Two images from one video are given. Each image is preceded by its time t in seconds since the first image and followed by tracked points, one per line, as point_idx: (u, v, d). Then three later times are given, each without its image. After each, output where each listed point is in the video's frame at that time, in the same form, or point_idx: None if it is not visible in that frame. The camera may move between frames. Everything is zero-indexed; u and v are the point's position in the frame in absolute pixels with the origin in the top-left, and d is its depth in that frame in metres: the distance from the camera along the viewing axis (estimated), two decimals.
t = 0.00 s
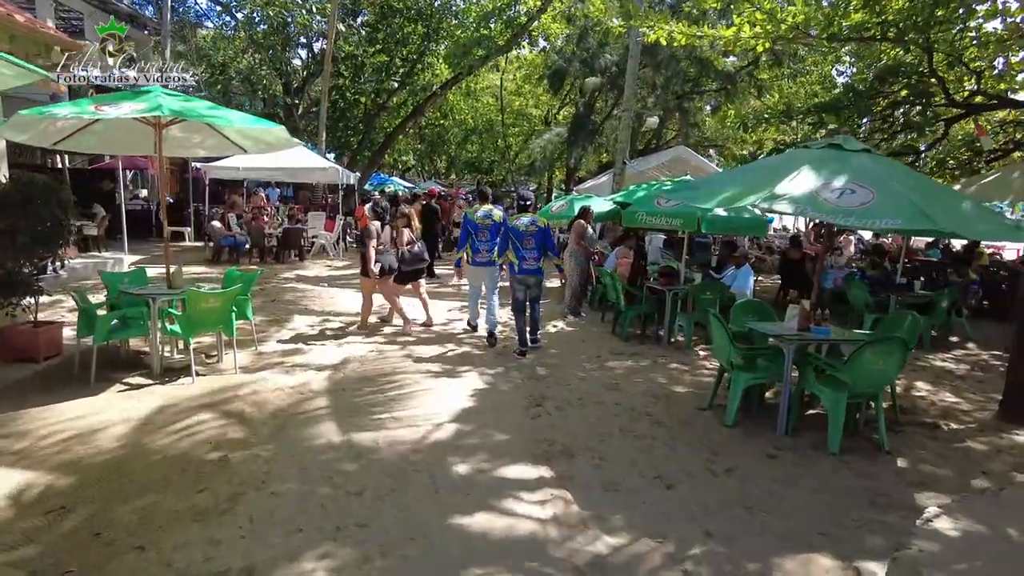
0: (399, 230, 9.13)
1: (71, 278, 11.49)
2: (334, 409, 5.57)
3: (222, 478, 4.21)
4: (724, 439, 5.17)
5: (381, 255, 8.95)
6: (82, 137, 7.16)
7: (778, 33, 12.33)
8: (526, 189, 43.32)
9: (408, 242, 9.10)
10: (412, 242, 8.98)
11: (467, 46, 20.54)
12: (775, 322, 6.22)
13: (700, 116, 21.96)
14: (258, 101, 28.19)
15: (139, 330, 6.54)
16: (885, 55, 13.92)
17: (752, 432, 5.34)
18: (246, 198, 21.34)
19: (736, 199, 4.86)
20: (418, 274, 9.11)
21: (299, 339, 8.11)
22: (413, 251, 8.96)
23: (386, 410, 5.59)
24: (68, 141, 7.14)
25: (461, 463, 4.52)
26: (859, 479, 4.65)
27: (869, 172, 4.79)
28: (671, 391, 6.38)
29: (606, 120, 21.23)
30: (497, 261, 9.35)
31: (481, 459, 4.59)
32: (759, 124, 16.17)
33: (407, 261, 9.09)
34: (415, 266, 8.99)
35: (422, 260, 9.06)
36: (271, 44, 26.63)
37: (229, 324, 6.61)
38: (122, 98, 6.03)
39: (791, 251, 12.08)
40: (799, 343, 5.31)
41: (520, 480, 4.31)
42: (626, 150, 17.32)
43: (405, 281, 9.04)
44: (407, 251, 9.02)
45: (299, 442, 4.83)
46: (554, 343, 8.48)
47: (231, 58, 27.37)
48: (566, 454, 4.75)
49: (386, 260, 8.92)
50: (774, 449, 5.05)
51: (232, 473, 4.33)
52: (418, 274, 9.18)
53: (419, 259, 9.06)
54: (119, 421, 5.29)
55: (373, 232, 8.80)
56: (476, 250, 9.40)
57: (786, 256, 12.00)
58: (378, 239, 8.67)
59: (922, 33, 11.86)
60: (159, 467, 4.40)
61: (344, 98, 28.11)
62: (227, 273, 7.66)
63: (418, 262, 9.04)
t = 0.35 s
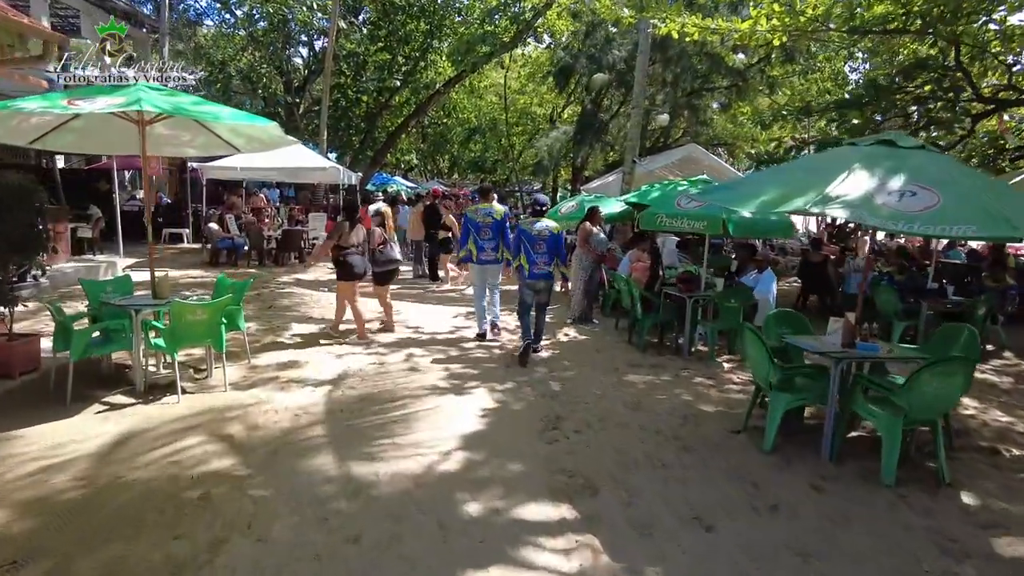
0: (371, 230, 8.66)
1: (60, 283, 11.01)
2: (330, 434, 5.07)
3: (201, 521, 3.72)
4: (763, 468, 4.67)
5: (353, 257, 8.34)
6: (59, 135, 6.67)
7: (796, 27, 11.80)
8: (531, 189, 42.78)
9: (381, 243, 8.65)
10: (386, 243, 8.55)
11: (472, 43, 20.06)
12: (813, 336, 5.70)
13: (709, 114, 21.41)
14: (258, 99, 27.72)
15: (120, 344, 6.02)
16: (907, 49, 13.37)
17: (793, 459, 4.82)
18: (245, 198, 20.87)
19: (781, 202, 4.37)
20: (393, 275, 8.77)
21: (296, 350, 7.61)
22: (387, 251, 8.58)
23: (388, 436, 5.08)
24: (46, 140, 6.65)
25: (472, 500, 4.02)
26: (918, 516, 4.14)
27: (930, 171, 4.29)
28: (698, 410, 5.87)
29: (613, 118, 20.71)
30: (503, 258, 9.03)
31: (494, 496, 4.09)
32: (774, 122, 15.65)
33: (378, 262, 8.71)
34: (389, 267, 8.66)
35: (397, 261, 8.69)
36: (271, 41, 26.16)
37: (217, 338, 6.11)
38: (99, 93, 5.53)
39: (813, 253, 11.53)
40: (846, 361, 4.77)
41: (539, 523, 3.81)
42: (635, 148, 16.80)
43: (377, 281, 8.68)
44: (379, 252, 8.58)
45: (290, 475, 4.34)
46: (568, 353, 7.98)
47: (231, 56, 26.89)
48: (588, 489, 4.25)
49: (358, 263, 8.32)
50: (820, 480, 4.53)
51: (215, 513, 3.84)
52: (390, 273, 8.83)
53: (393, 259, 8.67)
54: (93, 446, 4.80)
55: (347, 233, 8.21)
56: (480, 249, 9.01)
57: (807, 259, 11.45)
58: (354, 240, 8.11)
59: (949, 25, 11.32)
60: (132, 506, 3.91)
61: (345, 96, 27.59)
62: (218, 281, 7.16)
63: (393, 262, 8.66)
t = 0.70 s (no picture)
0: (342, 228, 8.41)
1: (49, 284, 10.54)
2: (328, 456, 4.58)
3: (176, 565, 3.23)
4: (813, 495, 4.16)
5: (320, 256, 8.18)
6: (35, 125, 6.18)
7: (819, 14, 11.29)
8: (534, 186, 42.31)
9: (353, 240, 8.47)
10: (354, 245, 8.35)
11: (476, 37, 19.59)
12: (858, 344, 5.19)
13: (720, 109, 20.85)
14: (258, 96, 27.24)
15: (98, 352, 5.50)
16: (932, 39, 12.85)
17: (844, 483, 4.32)
18: (245, 196, 20.42)
19: (838, 196, 3.85)
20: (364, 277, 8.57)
21: (294, 356, 7.10)
22: (357, 252, 8.35)
23: (391, 455, 4.58)
24: (20, 129, 6.18)
25: (488, 536, 3.54)
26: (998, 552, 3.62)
27: (1009, 160, 3.77)
28: (731, 426, 5.37)
29: (622, 113, 20.21)
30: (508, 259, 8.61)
31: (513, 531, 3.60)
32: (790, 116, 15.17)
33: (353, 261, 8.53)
34: (360, 268, 8.44)
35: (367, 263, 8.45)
36: (271, 36, 25.71)
37: (205, 346, 5.61)
38: (72, 81, 5.06)
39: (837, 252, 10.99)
40: (906, 374, 4.25)
41: (564, 565, 3.32)
42: (646, 143, 16.27)
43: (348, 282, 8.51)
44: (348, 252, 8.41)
45: (282, 505, 3.85)
46: (584, 359, 7.48)
47: (230, 51, 26.39)
48: (618, 521, 3.76)
49: (324, 263, 8.16)
50: (878, 508, 4.03)
51: (193, 553, 3.34)
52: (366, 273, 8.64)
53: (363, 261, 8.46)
54: (64, 467, 4.31)
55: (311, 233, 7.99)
56: (487, 248, 8.58)
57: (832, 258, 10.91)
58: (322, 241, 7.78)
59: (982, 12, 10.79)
60: (98, 543, 3.42)
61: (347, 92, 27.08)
62: (208, 283, 6.66)
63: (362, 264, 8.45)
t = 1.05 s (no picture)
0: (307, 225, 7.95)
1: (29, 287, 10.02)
2: (318, 485, 4.07)
3: None
4: (867, 533, 3.67)
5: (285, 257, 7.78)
6: None
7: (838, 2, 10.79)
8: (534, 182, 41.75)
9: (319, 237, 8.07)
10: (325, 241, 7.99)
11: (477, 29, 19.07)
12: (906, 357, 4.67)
13: (727, 104, 20.34)
14: (253, 90, 26.68)
15: (66, 367, 4.96)
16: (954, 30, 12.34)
17: (901, 518, 3.82)
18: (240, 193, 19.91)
19: (911, 191, 3.39)
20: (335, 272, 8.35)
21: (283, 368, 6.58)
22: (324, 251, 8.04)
23: (388, 483, 4.06)
24: None
25: None
26: None
27: None
28: (763, 447, 4.88)
29: (626, 107, 19.70)
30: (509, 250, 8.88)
31: None
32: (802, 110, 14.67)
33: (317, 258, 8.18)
34: (328, 265, 8.20)
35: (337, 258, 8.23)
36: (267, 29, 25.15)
37: (183, 358, 5.08)
38: (29, 59, 4.53)
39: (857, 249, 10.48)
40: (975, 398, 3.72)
41: None
42: (652, 139, 15.76)
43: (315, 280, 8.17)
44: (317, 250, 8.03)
45: (263, 550, 3.35)
46: (596, 368, 6.96)
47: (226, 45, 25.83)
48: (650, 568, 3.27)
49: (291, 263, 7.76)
50: (944, 549, 3.53)
51: None
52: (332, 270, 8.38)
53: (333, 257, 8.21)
54: (17, 500, 3.81)
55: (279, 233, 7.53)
56: (487, 242, 8.92)
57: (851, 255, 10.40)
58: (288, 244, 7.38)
59: None
60: None
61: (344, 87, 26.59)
62: (191, 287, 6.14)
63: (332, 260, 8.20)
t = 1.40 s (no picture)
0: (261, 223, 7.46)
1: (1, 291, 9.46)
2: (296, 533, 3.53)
3: None
4: None
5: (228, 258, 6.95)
6: None
7: None
8: (533, 181, 41.19)
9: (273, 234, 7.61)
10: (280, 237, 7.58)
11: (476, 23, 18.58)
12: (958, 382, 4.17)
13: (732, 99, 19.83)
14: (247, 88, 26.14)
15: (15, 391, 4.40)
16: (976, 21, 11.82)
17: (971, 572, 3.29)
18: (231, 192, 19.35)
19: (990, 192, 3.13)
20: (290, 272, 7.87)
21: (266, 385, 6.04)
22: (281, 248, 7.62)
23: (377, 529, 3.53)
24: None
25: None
26: None
27: None
28: (799, 479, 4.35)
29: (629, 103, 19.19)
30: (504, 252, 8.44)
31: None
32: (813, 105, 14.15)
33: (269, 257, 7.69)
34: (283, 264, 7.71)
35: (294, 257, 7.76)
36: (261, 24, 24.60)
37: (149, 378, 4.50)
38: None
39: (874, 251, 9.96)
40: None
41: None
42: (657, 135, 15.23)
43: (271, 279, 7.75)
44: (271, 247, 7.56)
45: None
46: (607, 383, 6.43)
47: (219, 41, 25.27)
48: None
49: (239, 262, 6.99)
50: None
51: None
52: (287, 270, 7.88)
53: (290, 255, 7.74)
54: None
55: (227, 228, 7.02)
56: (483, 242, 8.42)
57: (869, 257, 9.86)
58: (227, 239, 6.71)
59: None
60: None
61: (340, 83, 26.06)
62: (163, 296, 5.62)
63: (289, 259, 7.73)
